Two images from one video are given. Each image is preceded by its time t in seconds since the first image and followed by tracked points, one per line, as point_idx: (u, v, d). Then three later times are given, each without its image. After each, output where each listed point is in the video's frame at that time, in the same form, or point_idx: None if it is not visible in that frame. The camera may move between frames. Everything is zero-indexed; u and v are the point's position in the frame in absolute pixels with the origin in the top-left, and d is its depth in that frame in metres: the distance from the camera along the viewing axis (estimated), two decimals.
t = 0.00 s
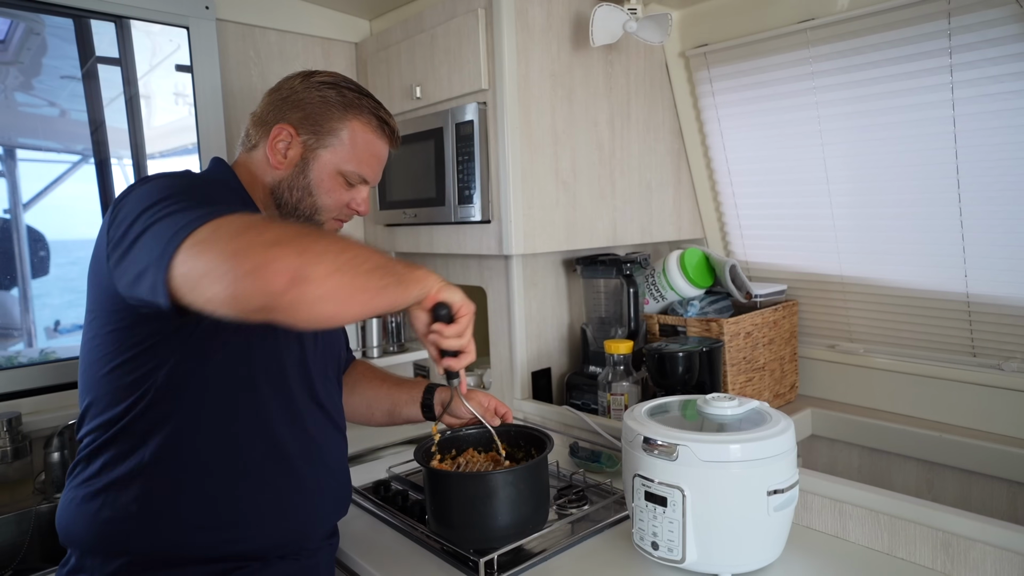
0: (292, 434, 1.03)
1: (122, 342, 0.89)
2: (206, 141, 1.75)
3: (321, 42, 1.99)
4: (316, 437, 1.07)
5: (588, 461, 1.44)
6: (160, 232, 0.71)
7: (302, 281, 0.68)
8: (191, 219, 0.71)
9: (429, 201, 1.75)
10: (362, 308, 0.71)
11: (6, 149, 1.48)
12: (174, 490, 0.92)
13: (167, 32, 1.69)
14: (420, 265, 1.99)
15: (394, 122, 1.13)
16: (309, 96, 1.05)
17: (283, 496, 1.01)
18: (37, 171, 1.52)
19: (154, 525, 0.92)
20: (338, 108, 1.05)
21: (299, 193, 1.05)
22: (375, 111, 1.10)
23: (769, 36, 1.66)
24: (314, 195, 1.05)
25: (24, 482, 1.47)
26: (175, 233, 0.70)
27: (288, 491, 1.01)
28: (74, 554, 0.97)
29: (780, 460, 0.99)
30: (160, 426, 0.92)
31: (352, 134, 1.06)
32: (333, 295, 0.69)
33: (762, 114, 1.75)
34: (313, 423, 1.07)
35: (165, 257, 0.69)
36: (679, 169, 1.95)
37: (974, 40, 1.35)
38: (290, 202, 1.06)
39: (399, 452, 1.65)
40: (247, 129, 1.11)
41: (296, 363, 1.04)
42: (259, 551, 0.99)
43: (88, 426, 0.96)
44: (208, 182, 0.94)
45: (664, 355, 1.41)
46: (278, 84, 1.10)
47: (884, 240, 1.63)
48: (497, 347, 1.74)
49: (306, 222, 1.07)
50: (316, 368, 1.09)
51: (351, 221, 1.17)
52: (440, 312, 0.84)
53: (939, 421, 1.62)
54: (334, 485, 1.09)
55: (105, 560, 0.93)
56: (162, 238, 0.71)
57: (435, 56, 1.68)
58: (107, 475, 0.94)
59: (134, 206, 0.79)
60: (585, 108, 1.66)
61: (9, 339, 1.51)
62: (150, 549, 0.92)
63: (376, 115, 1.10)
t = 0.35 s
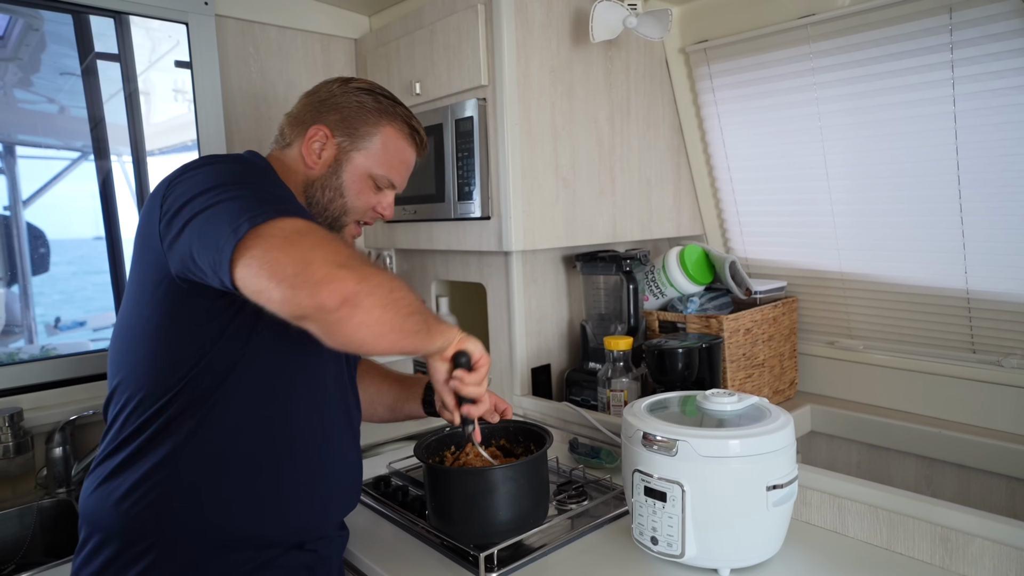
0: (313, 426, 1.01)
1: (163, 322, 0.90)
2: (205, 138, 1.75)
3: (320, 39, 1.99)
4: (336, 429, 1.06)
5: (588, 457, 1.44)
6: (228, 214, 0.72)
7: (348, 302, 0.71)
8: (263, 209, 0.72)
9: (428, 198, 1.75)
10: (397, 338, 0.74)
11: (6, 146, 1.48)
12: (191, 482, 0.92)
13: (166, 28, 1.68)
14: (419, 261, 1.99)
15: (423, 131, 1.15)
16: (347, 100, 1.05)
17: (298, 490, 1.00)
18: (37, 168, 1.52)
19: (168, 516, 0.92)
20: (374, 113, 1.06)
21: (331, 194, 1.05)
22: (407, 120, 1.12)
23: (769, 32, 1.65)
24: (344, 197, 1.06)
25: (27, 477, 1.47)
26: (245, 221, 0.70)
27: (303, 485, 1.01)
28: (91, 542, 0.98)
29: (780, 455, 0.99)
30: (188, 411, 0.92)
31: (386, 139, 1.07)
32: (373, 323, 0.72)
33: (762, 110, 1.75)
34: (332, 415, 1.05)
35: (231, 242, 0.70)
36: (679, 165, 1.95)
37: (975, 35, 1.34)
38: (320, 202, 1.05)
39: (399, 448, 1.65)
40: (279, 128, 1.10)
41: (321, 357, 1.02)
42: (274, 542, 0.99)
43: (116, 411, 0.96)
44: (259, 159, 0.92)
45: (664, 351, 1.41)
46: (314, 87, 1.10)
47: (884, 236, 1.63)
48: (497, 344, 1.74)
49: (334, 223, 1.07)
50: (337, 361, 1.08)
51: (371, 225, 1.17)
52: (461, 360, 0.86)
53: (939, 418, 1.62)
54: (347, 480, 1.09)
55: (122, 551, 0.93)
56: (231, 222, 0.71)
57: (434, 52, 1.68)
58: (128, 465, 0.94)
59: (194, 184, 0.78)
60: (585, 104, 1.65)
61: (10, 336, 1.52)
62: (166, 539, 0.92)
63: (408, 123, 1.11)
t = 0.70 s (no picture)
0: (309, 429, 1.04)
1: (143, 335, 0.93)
2: (209, 138, 1.76)
3: (324, 39, 2.00)
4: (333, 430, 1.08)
5: (589, 456, 1.44)
6: (144, 278, 0.78)
7: (197, 395, 0.74)
8: (165, 284, 0.77)
9: (431, 198, 1.76)
10: (258, 429, 0.77)
11: (10, 146, 1.49)
12: (190, 479, 0.93)
13: (170, 28, 1.69)
14: (422, 261, 1.99)
15: (430, 132, 1.15)
16: (353, 102, 1.06)
17: (296, 490, 1.02)
18: (41, 168, 1.53)
19: (172, 514, 0.92)
20: (380, 115, 1.07)
21: (337, 195, 1.06)
22: (413, 121, 1.12)
23: (771, 32, 1.66)
24: (350, 198, 1.07)
25: (31, 476, 1.48)
26: (151, 291, 0.77)
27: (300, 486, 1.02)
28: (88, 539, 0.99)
29: (781, 455, 0.99)
30: (176, 415, 0.93)
31: (392, 141, 1.07)
32: (215, 413, 0.75)
33: (764, 110, 1.75)
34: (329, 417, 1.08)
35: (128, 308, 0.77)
36: (681, 166, 1.96)
37: (977, 36, 1.35)
38: (326, 204, 1.07)
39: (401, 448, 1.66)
40: (287, 129, 1.11)
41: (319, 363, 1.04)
42: (269, 543, 0.99)
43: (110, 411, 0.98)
44: (239, 188, 0.94)
45: (666, 351, 1.42)
46: (321, 89, 1.11)
47: (885, 236, 1.63)
48: (499, 343, 1.74)
49: (340, 224, 1.08)
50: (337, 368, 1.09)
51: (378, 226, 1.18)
52: (402, 441, 0.87)
53: (940, 418, 1.62)
54: (346, 479, 1.10)
55: (119, 548, 0.93)
56: (143, 288, 0.78)
57: (437, 53, 1.68)
58: (126, 463, 0.95)
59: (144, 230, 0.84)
60: (587, 104, 1.66)
61: (13, 335, 1.52)
62: (163, 537, 0.92)
63: (414, 126, 1.12)
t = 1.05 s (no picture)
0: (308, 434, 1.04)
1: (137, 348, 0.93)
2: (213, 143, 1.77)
3: (326, 45, 2.01)
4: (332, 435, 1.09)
5: (592, 460, 1.44)
6: (88, 331, 0.78)
7: (130, 461, 0.75)
8: (104, 342, 0.76)
9: (434, 202, 1.76)
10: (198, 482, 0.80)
11: (12, 151, 1.49)
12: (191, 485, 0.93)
13: (174, 35, 1.70)
14: (424, 265, 2.00)
15: (412, 120, 1.14)
16: (330, 96, 1.06)
17: (296, 495, 1.02)
18: (43, 172, 1.53)
19: (175, 520, 0.92)
20: (358, 107, 1.06)
21: (321, 193, 1.06)
22: (392, 109, 1.12)
23: (772, 37, 1.67)
24: (334, 195, 1.07)
25: (35, 480, 1.48)
26: (92, 348, 0.76)
27: (300, 489, 1.02)
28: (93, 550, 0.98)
29: (784, 458, 1.00)
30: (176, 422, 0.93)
31: (372, 132, 1.07)
32: (157, 473, 0.77)
33: (765, 115, 1.76)
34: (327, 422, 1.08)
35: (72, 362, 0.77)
36: (682, 170, 1.97)
37: (976, 41, 1.36)
38: (310, 202, 1.07)
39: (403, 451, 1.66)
40: (265, 129, 1.11)
41: (308, 369, 1.04)
42: (271, 548, 1.00)
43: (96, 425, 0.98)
44: (204, 215, 0.91)
45: (668, 354, 1.42)
46: (296, 85, 1.11)
47: (886, 240, 1.63)
48: (502, 346, 1.75)
49: (327, 222, 1.08)
50: (331, 374, 1.09)
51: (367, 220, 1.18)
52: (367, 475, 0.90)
53: (942, 421, 1.63)
54: (348, 482, 1.10)
55: (119, 556, 0.93)
56: (86, 342, 0.77)
57: (440, 58, 1.69)
58: (124, 474, 0.94)
59: (99, 268, 0.83)
60: (589, 109, 1.67)
61: (15, 339, 1.53)
62: (165, 544, 0.93)
63: (394, 113, 1.11)
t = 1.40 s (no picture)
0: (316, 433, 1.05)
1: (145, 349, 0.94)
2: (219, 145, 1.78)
3: (332, 48, 2.02)
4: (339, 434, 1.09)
5: (597, 461, 1.45)
6: (95, 343, 0.79)
7: (136, 471, 0.77)
8: (111, 355, 0.78)
9: (439, 205, 1.77)
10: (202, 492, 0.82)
11: (19, 153, 1.49)
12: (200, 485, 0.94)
13: (182, 38, 1.72)
14: (429, 267, 2.01)
15: (414, 120, 1.16)
16: (333, 97, 1.07)
17: (303, 495, 1.03)
18: (49, 175, 1.54)
19: (185, 519, 0.93)
20: (361, 108, 1.07)
21: (326, 194, 1.07)
22: (394, 110, 1.13)
23: (777, 42, 1.67)
24: (339, 196, 1.08)
25: (44, 480, 1.49)
26: (99, 360, 0.78)
27: (307, 489, 1.03)
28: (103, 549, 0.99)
29: (789, 460, 1.00)
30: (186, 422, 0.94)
31: (375, 134, 1.08)
32: (162, 483, 0.79)
33: (769, 119, 1.77)
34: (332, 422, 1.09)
35: (81, 373, 0.79)
36: (686, 173, 1.98)
37: (980, 47, 1.36)
38: (315, 204, 1.08)
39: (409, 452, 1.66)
40: (268, 131, 1.12)
41: (313, 370, 1.05)
42: (279, 547, 1.00)
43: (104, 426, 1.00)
44: (210, 223, 0.91)
45: (672, 357, 1.43)
46: (298, 86, 1.11)
47: (890, 243, 1.64)
48: (507, 349, 1.76)
49: (332, 223, 1.09)
50: (336, 375, 1.10)
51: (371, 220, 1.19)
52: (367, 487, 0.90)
53: (945, 424, 1.63)
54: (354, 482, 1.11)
55: (129, 554, 0.94)
56: (94, 354, 0.79)
57: (446, 62, 1.71)
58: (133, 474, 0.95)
59: (105, 277, 0.84)
60: (594, 113, 1.68)
61: (21, 340, 1.53)
62: (174, 543, 0.93)
63: (396, 114, 1.12)
